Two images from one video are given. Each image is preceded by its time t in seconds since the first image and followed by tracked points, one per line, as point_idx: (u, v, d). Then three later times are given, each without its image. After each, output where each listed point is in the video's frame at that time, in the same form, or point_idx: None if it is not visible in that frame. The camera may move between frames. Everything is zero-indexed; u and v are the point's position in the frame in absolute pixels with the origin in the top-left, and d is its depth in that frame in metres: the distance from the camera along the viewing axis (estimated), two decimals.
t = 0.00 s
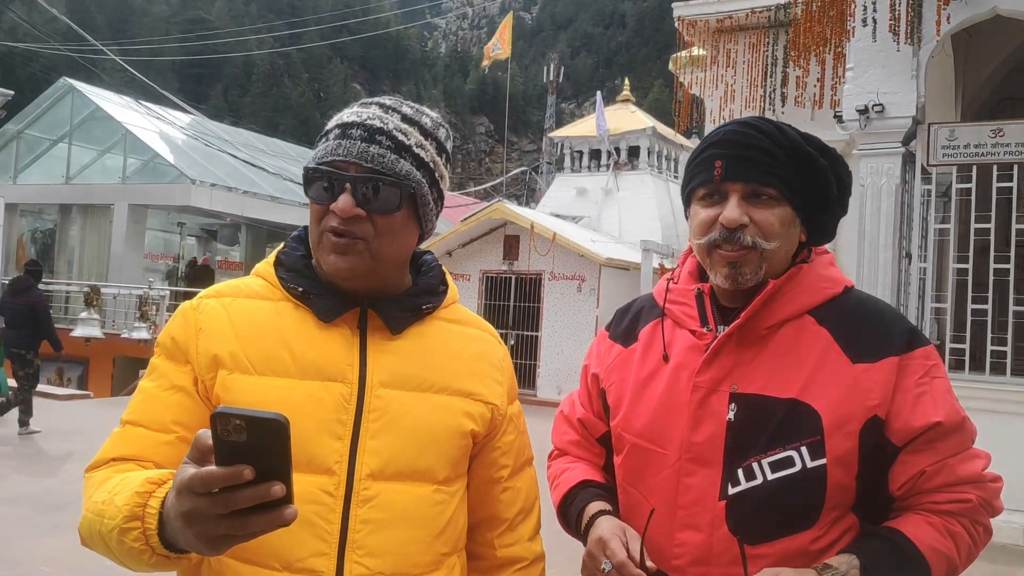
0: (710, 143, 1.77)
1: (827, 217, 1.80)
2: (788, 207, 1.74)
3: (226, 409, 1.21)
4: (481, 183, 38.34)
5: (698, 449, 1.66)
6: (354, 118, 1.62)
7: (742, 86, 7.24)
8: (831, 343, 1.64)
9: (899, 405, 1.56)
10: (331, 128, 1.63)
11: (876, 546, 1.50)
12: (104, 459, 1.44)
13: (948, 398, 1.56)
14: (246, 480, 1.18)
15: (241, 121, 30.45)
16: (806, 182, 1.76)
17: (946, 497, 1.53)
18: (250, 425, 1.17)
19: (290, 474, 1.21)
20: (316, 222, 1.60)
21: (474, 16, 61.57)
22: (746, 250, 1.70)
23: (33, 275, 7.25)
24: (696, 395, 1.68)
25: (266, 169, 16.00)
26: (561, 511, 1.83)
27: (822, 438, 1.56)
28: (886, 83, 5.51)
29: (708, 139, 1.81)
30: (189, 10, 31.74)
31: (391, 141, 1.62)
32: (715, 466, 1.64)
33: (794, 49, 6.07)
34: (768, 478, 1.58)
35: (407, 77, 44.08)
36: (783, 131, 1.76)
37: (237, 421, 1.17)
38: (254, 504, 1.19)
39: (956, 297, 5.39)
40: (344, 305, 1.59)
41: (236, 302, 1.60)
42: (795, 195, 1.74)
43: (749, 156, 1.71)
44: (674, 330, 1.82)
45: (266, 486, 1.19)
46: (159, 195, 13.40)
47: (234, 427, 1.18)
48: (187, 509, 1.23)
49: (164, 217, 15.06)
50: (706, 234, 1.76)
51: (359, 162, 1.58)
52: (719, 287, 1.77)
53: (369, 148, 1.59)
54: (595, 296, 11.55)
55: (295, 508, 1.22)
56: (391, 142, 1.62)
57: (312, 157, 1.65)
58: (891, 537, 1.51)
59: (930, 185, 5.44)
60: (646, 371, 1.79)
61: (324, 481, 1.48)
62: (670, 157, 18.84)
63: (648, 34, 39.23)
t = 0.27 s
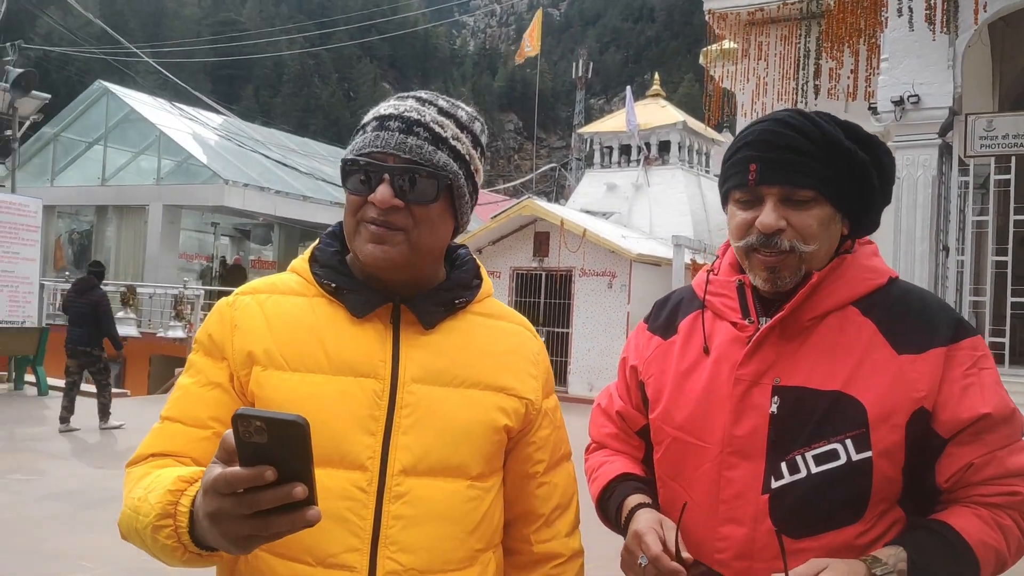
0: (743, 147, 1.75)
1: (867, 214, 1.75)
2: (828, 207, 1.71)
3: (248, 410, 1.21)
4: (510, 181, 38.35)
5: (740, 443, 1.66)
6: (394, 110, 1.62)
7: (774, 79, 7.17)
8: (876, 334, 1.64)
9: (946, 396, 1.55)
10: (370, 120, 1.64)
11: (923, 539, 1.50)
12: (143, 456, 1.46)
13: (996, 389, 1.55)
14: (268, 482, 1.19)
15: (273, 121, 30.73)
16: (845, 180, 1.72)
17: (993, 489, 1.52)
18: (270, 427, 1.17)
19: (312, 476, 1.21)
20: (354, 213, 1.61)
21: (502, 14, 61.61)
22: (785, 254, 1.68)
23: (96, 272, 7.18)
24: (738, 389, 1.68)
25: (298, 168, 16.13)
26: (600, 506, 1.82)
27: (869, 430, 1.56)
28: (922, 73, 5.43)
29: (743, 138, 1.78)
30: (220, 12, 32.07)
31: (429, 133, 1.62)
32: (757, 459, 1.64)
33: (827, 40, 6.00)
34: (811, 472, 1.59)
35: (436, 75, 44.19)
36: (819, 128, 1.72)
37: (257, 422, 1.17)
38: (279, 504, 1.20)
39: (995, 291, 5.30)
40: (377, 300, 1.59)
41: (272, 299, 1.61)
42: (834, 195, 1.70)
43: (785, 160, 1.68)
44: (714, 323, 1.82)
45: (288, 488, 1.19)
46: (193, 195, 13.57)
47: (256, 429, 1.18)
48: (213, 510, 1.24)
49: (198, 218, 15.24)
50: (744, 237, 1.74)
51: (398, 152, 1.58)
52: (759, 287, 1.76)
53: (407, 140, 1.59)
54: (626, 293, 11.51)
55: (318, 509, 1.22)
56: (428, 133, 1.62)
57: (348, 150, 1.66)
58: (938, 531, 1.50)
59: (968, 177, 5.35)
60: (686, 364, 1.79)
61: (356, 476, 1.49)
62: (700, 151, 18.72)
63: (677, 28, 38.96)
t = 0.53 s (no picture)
0: (750, 182, 1.65)
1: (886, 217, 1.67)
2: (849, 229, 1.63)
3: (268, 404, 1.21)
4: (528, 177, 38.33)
5: (763, 439, 1.66)
6: (413, 105, 1.62)
7: (793, 73, 7.12)
8: (899, 330, 1.62)
9: (970, 390, 1.54)
10: (390, 116, 1.63)
11: (947, 531, 1.49)
12: (162, 448, 1.47)
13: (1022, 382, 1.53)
14: (288, 475, 1.19)
15: (291, 119, 30.87)
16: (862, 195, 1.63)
17: (1016, 482, 1.50)
18: (290, 421, 1.17)
19: (331, 469, 1.21)
20: (374, 210, 1.60)
21: (520, 11, 61.60)
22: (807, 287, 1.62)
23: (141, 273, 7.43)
24: (761, 386, 1.67)
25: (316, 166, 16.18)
26: (619, 499, 1.81)
27: (893, 426, 1.55)
28: (944, 67, 5.36)
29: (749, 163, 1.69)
30: (238, 11, 32.24)
31: (450, 128, 1.61)
32: (781, 457, 1.64)
33: (848, 34, 5.94)
34: (835, 469, 1.58)
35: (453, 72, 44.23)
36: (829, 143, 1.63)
37: (278, 417, 1.17)
38: (298, 498, 1.20)
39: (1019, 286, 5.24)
40: (394, 294, 1.59)
41: (290, 293, 1.61)
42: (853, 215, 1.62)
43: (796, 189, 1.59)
44: (736, 318, 1.80)
45: (307, 481, 1.19)
46: (213, 192, 13.66)
47: (276, 422, 1.18)
48: (232, 503, 1.25)
49: (217, 215, 15.32)
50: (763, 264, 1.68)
51: (419, 148, 1.57)
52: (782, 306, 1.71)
53: (429, 135, 1.59)
54: (644, 289, 11.48)
55: (338, 503, 1.23)
56: (449, 129, 1.61)
57: (368, 147, 1.65)
58: (963, 524, 1.49)
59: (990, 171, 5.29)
60: (708, 359, 1.78)
61: (373, 469, 1.49)
62: (719, 147, 18.62)
63: (695, 24, 38.77)
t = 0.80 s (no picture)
0: (778, 139, 1.72)
1: (898, 208, 1.74)
2: (866, 200, 1.69)
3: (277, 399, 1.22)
4: (534, 174, 38.30)
5: (771, 438, 1.65)
6: (417, 116, 1.60)
7: (801, 69, 7.10)
8: (907, 328, 1.61)
9: (979, 387, 1.54)
10: (393, 124, 1.61)
11: (956, 532, 1.48)
12: (170, 443, 1.47)
13: None
14: (299, 469, 1.19)
15: (298, 115, 30.93)
16: (879, 172, 1.71)
17: None
18: (300, 415, 1.17)
19: (342, 463, 1.21)
20: (374, 219, 1.60)
21: (527, 6, 61.48)
22: (824, 249, 1.65)
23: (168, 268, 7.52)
24: (768, 383, 1.67)
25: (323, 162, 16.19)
26: (627, 500, 1.81)
27: (902, 425, 1.55)
28: (953, 63, 5.34)
29: (771, 133, 1.76)
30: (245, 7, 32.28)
31: (453, 142, 1.60)
32: (790, 455, 1.63)
33: (856, 30, 5.92)
34: (844, 467, 1.58)
35: (459, 68, 44.20)
36: (852, 117, 1.72)
37: (288, 410, 1.17)
38: (309, 491, 1.20)
39: None
40: (399, 289, 1.59)
41: (294, 288, 1.61)
42: (871, 187, 1.69)
43: (822, 149, 1.66)
44: (741, 315, 1.79)
45: (318, 475, 1.19)
46: (219, 188, 13.70)
47: (287, 416, 1.18)
48: (243, 497, 1.24)
49: (224, 211, 15.35)
50: (780, 234, 1.70)
51: (421, 166, 1.57)
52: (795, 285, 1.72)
53: (431, 152, 1.57)
54: (650, 286, 11.46)
55: (347, 496, 1.22)
56: (453, 143, 1.60)
57: (370, 152, 1.64)
58: (971, 523, 1.48)
59: (999, 167, 5.26)
60: (714, 357, 1.77)
61: (379, 463, 1.49)
62: (726, 143, 18.58)
63: (703, 20, 38.65)
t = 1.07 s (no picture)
0: (792, 119, 1.74)
1: (902, 198, 1.79)
2: (875, 184, 1.73)
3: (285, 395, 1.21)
4: (534, 169, 38.29)
5: (778, 433, 1.66)
6: (425, 104, 1.59)
7: (802, 65, 7.09)
8: (912, 324, 1.64)
9: (985, 383, 1.56)
10: (402, 113, 1.61)
11: (962, 529, 1.51)
12: (171, 434, 1.46)
13: None
14: (304, 466, 1.18)
15: (298, 109, 30.88)
16: (887, 158, 1.76)
17: None
18: (307, 413, 1.17)
19: (348, 459, 1.21)
20: (381, 208, 1.59)
21: (528, 1, 61.39)
22: (835, 230, 1.68)
23: (185, 264, 7.80)
24: (775, 378, 1.68)
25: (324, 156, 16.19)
26: (631, 498, 1.80)
27: (909, 420, 1.57)
28: (954, 59, 5.34)
29: (784, 115, 1.78)
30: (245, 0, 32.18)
31: (461, 133, 1.59)
32: (796, 449, 1.64)
33: (857, 26, 5.89)
34: (852, 462, 1.59)
35: (460, 63, 44.15)
36: (863, 104, 1.75)
37: (296, 408, 1.17)
38: (317, 487, 1.20)
39: None
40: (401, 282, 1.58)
41: (297, 279, 1.61)
42: (879, 172, 1.73)
43: (837, 130, 1.69)
44: (745, 310, 1.80)
45: (324, 473, 1.19)
46: (220, 182, 13.69)
47: (293, 415, 1.18)
48: (248, 491, 1.24)
49: (224, 205, 15.33)
50: (790, 215, 1.73)
51: (428, 153, 1.56)
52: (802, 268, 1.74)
53: (438, 140, 1.57)
54: (650, 281, 11.46)
55: (353, 492, 1.23)
56: (460, 134, 1.59)
57: (377, 142, 1.63)
58: (976, 520, 1.51)
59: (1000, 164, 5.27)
60: (718, 352, 1.78)
61: (381, 456, 1.49)
62: (727, 139, 18.57)
63: (704, 16, 38.63)
